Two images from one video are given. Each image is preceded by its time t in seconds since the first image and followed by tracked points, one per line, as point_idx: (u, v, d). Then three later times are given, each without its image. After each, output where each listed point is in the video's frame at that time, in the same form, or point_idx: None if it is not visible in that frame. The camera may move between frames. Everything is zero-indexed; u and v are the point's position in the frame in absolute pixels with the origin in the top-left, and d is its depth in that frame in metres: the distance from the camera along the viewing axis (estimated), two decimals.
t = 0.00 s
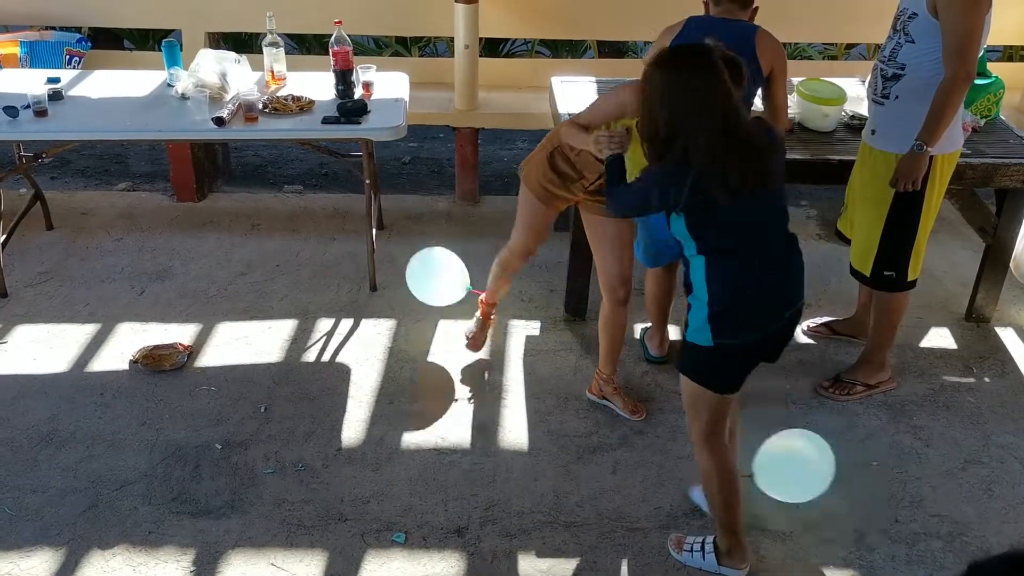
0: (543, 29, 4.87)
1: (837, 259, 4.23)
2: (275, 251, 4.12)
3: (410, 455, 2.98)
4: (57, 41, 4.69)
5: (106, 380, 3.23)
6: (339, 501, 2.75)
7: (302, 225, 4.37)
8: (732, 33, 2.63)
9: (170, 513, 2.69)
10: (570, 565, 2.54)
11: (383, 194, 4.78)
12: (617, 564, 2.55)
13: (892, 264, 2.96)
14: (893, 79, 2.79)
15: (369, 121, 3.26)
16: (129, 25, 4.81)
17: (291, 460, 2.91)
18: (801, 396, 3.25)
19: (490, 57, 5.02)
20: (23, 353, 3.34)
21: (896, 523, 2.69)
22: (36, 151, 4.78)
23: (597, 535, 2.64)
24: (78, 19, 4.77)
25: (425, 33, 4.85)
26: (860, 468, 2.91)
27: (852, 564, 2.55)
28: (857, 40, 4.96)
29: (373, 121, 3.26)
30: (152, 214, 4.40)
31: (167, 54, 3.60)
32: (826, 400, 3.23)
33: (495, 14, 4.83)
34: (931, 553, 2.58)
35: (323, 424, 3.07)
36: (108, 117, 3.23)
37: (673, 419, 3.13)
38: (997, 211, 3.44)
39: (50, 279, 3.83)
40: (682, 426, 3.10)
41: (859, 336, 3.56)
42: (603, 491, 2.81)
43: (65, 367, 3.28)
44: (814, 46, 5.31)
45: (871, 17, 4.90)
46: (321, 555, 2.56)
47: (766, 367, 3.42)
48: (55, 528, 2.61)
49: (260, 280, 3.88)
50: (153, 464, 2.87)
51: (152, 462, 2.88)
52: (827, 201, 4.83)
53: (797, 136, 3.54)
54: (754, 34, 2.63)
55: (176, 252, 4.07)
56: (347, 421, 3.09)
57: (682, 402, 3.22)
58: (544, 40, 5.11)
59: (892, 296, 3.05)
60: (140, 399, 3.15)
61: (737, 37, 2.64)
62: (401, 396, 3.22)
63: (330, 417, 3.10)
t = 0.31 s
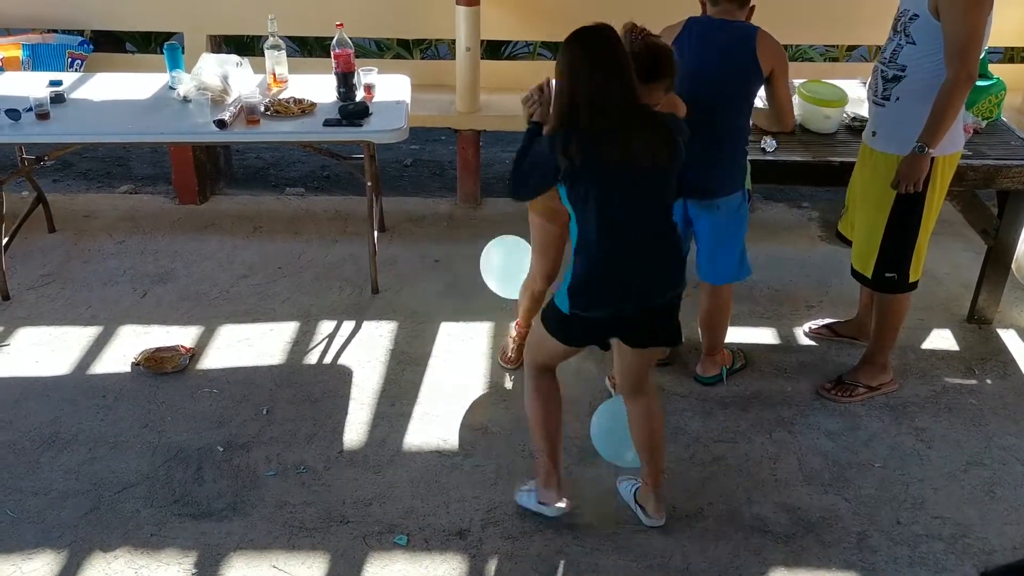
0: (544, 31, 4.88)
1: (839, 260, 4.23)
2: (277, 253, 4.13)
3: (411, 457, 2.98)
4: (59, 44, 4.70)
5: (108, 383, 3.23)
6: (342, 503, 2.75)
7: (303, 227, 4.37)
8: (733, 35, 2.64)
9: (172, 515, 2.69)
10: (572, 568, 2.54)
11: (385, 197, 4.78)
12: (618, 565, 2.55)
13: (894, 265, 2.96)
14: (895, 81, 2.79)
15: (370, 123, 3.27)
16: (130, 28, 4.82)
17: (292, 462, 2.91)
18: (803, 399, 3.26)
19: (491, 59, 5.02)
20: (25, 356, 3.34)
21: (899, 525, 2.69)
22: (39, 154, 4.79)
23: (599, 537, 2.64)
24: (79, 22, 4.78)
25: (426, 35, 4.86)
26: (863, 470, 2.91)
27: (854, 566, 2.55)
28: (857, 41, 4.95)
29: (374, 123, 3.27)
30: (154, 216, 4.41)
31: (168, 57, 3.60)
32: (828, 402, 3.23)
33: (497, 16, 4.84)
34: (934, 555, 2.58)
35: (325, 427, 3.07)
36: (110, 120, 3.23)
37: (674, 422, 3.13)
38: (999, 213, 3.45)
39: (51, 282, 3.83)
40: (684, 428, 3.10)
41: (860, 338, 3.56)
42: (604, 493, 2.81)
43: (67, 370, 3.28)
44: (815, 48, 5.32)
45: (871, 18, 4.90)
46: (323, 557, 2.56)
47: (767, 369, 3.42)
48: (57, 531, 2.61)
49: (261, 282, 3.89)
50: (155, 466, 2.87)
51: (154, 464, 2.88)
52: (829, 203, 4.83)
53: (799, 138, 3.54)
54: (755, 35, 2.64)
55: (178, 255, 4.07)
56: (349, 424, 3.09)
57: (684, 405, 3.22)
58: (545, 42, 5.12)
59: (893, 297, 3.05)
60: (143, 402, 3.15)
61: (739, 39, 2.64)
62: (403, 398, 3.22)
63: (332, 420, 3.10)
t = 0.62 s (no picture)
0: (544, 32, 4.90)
1: (840, 261, 4.22)
2: (278, 255, 4.13)
3: (413, 459, 2.98)
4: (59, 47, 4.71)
5: (109, 385, 3.23)
6: (344, 505, 2.75)
7: (304, 229, 4.37)
8: (734, 35, 2.64)
9: (174, 518, 2.69)
10: (573, 569, 2.54)
11: (385, 198, 4.78)
12: (620, 567, 2.55)
13: (895, 266, 2.96)
14: (895, 81, 2.79)
15: (371, 125, 3.27)
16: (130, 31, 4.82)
17: (294, 464, 2.91)
18: (805, 399, 3.26)
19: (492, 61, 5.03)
20: (26, 359, 3.34)
21: (901, 526, 2.68)
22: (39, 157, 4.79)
23: (600, 538, 2.64)
24: (79, 25, 4.79)
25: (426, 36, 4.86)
26: (865, 470, 2.91)
27: (856, 566, 2.54)
28: (857, 41, 4.95)
29: (375, 125, 3.27)
30: (155, 219, 4.41)
31: (169, 59, 3.60)
32: (829, 403, 3.23)
33: (497, 17, 4.85)
34: (936, 555, 2.58)
35: (326, 429, 3.07)
36: (111, 123, 3.23)
37: (675, 423, 3.13)
38: (999, 213, 3.45)
39: (52, 285, 3.83)
40: (685, 429, 3.10)
41: (861, 338, 3.56)
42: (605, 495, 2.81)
43: (69, 372, 3.28)
44: (814, 49, 5.32)
45: (872, 19, 4.90)
46: (325, 560, 2.55)
47: (769, 370, 3.42)
48: (59, 534, 2.61)
49: (262, 284, 3.89)
50: (156, 469, 2.87)
51: (155, 467, 2.88)
52: (829, 203, 4.83)
53: (799, 138, 3.55)
54: (756, 36, 2.63)
55: (179, 257, 4.07)
56: (350, 426, 3.09)
57: (685, 406, 3.22)
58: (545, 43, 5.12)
59: (894, 298, 3.05)
60: (144, 404, 3.15)
61: (738, 39, 2.64)
62: (404, 400, 3.22)
63: (334, 422, 3.10)
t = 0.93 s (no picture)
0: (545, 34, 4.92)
1: (842, 263, 4.22)
2: (279, 257, 4.13)
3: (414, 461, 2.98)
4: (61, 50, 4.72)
5: (111, 387, 3.24)
6: (345, 507, 2.75)
7: (306, 232, 4.37)
8: (733, 38, 2.65)
9: (176, 520, 2.69)
10: (575, 571, 2.53)
11: (387, 201, 4.78)
12: (621, 569, 2.55)
13: (898, 266, 2.95)
14: (897, 82, 2.79)
15: (372, 127, 3.27)
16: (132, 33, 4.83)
17: (296, 466, 2.91)
18: (806, 401, 3.25)
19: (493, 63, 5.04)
20: (28, 362, 3.35)
21: (903, 528, 2.68)
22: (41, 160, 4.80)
23: (602, 541, 2.64)
24: (82, 27, 4.80)
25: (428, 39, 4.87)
26: (867, 472, 2.90)
27: (858, 568, 2.54)
28: (857, 42, 4.96)
29: (376, 127, 3.27)
30: (157, 221, 4.41)
31: (170, 62, 3.61)
32: (832, 405, 3.22)
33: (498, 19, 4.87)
34: (938, 557, 2.57)
35: (327, 431, 3.07)
36: (112, 126, 3.24)
37: (676, 425, 3.12)
38: (1001, 215, 3.45)
39: (54, 287, 3.83)
40: (686, 431, 3.09)
41: (863, 340, 3.56)
42: (606, 497, 2.80)
43: (71, 375, 3.29)
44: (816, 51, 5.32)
45: (873, 20, 4.90)
46: (327, 562, 2.55)
47: (770, 372, 3.41)
48: (61, 536, 2.61)
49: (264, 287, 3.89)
50: (158, 471, 2.87)
51: (157, 469, 2.88)
52: (832, 205, 4.82)
53: (801, 140, 3.54)
54: (755, 38, 2.64)
55: (181, 260, 4.08)
56: (352, 428, 3.09)
57: (686, 408, 3.21)
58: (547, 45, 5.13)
59: (897, 299, 3.05)
60: (146, 407, 3.15)
61: (738, 40, 2.65)
62: (406, 402, 3.22)
63: (335, 424, 3.10)
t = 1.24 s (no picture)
0: (551, 36, 4.92)
1: (847, 265, 4.21)
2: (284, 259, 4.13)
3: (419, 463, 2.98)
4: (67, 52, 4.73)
5: (116, 389, 3.24)
6: (350, 510, 2.75)
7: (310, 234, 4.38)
8: (734, 40, 2.64)
9: (181, 522, 2.69)
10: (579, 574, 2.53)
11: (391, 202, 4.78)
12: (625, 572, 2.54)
13: (904, 268, 2.95)
14: (903, 84, 2.78)
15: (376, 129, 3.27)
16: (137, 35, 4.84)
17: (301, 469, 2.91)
18: (811, 404, 3.25)
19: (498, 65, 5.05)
20: (34, 364, 3.35)
21: (909, 531, 2.67)
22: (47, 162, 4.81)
23: (606, 544, 2.63)
24: (87, 30, 4.81)
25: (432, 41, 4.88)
26: (872, 475, 2.89)
27: (863, 572, 2.53)
28: (863, 45, 4.95)
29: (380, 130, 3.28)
30: (162, 223, 4.42)
31: (175, 64, 3.61)
32: (837, 407, 3.22)
33: (504, 21, 4.88)
34: (944, 560, 2.57)
35: (331, 433, 3.07)
36: (118, 128, 3.25)
37: (681, 428, 3.12)
38: (1007, 217, 3.44)
39: (59, 289, 3.84)
40: (691, 434, 3.09)
41: (868, 343, 3.55)
42: (612, 500, 2.80)
43: (77, 376, 3.30)
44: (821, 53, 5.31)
45: (878, 23, 4.89)
46: (331, 565, 2.55)
47: (775, 374, 3.41)
48: (66, 538, 2.61)
49: (268, 289, 3.89)
50: (163, 473, 2.87)
51: (162, 471, 2.88)
52: (837, 207, 4.81)
53: (806, 142, 3.53)
54: (756, 41, 2.64)
55: (186, 262, 4.08)
56: (356, 431, 3.09)
57: (691, 411, 3.21)
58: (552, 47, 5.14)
59: (904, 302, 3.04)
60: (151, 409, 3.15)
61: (740, 42, 2.64)
62: (410, 405, 3.22)
63: (339, 426, 3.10)
